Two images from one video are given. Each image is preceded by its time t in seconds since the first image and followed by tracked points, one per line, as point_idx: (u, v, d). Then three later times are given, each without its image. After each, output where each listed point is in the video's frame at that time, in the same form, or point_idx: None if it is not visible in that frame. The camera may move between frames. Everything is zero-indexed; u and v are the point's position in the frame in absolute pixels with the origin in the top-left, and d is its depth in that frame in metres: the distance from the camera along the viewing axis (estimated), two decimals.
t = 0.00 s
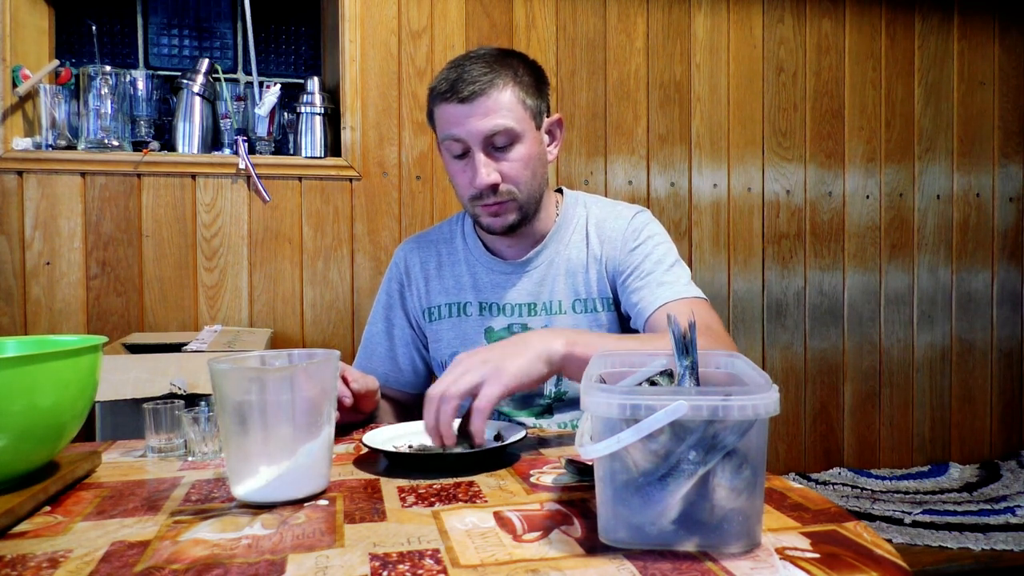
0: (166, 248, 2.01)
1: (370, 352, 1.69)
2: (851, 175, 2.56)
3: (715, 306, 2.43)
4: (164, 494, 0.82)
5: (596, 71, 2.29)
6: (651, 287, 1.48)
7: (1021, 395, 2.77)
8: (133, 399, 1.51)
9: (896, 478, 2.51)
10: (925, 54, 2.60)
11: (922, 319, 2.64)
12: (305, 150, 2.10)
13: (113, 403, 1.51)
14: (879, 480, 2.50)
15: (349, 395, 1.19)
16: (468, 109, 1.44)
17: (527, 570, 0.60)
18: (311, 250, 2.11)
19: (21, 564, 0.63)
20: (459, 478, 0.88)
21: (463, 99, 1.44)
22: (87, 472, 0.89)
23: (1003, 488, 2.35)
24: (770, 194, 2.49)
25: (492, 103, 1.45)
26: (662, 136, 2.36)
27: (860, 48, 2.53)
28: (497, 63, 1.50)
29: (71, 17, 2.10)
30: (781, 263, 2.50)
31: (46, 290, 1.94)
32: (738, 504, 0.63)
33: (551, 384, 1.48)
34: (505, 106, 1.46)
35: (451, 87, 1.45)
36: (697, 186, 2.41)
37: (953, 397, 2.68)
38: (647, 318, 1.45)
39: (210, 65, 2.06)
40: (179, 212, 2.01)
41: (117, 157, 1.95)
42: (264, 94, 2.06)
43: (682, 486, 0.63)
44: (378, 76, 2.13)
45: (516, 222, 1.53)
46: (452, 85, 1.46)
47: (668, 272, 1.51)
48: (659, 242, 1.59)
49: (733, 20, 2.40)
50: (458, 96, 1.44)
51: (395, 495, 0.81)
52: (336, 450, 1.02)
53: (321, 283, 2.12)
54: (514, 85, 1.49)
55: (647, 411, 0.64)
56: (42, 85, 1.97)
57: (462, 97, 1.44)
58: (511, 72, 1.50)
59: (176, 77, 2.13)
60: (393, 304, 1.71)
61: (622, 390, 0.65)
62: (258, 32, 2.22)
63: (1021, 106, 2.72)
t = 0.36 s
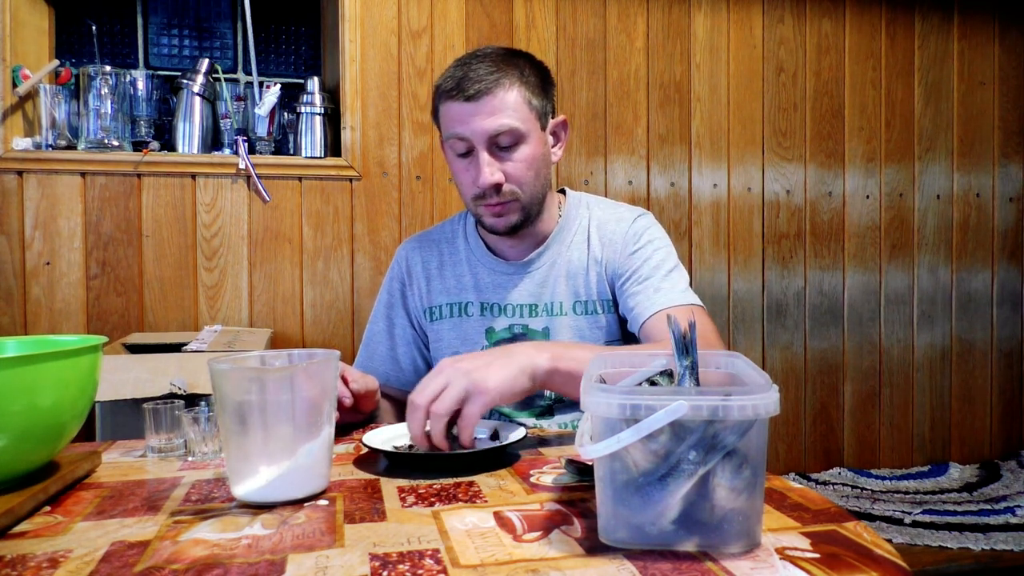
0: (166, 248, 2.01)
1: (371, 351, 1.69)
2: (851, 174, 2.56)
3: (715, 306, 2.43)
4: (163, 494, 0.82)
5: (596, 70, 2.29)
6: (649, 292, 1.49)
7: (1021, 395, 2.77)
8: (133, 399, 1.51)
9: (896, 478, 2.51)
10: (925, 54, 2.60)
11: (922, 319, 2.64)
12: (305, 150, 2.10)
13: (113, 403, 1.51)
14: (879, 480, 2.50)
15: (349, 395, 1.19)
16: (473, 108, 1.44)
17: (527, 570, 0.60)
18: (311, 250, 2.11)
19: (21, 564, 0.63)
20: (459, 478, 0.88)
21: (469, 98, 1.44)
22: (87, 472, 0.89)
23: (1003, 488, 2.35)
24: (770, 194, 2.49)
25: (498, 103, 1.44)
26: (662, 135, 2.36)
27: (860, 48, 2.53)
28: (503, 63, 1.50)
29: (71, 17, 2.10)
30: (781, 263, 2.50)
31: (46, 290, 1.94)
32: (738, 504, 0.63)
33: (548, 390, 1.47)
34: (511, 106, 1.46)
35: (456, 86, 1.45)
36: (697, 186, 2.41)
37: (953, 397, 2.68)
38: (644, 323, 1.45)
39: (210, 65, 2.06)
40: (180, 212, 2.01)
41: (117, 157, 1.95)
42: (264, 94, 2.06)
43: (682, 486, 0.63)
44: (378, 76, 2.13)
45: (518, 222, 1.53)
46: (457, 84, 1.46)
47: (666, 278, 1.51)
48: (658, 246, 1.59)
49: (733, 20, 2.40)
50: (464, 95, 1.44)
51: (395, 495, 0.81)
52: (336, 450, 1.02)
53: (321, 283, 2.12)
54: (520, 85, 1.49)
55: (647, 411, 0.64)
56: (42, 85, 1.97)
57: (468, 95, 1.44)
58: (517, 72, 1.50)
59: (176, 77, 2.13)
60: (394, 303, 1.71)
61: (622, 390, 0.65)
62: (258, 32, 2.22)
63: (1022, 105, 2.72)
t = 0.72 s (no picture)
0: (165, 248, 2.01)
1: (370, 353, 1.69)
2: (851, 174, 2.56)
3: (715, 306, 2.43)
4: (164, 494, 0.82)
5: (596, 71, 2.29)
6: (653, 290, 1.48)
7: (1021, 395, 2.77)
8: (133, 399, 1.51)
9: (896, 478, 2.51)
10: (925, 54, 2.60)
11: (922, 319, 2.64)
12: (305, 150, 2.10)
13: (113, 403, 1.51)
14: (879, 480, 2.49)
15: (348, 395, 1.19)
16: (472, 108, 1.44)
17: (527, 570, 0.60)
18: (311, 250, 2.11)
19: (21, 564, 0.63)
20: (459, 477, 0.88)
21: (468, 98, 1.44)
22: (87, 472, 0.89)
23: (1003, 488, 2.35)
24: (770, 194, 2.49)
25: (497, 103, 1.45)
26: (662, 136, 2.36)
27: (860, 48, 2.53)
28: (503, 63, 1.50)
29: (71, 17, 2.10)
30: (781, 263, 2.50)
31: (46, 290, 1.94)
32: (738, 504, 0.63)
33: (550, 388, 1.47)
34: (510, 106, 1.46)
35: (455, 86, 1.45)
36: (697, 186, 2.41)
37: (953, 397, 2.68)
38: (652, 321, 1.44)
39: (210, 65, 2.06)
40: (180, 212, 2.01)
41: (117, 157, 1.95)
42: (264, 94, 2.06)
43: (682, 486, 0.63)
44: (379, 76, 2.13)
45: (518, 223, 1.53)
46: (457, 84, 1.46)
47: (669, 275, 1.51)
48: (660, 244, 1.59)
49: (733, 20, 2.40)
50: (462, 95, 1.44)
51: (395, 495, 0.81)
52: (336, 450, 1.02)
53: (321, 283, 2.12)
54: (519, 86, 1.49)
55: (648, 411, 0.64)
56: (42, 85, 1.97)
57: (467, 95, 1.44)
58: (516, 72, 1.50)
59: (176, 77, 2.13)
60: (392, 304, 1.71)
61: (621, 390, 0.65)
62: (258, 32, 2.22)
63: (1022, 106, 2.72)
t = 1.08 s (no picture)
0: (166, 248, 2.01)
1: (371, 352, 1.69)
2: (851, 175, 2.56)
3: (715, 306, 2.43)
4: (163, 494, 0.82)
5: (596, 71, 2.28)
6: (651, 291, 1.48)
7: (1021, 395, 2.77)
8: (133, 399, 1.51)
9: (896, 478, 2.51)
10: (925, 54, 2.60)
11: (922, 319, 2.64)
12: (305, 150, 2.10)
13: (113, 403, 1.51)
14: (879, 480, 2.49)
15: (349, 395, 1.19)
16: (476, 109, 1.44)
17: (527, 570, 0.60)
18: (311, 250, 2.11)
19: (21, 564, 0.63)
20: (459, 477, 0.88)
21: (471, 99, 1.44)
22: (87, 472, 0.89)
23: (1003, 488, 2.35)
24: (770, 194, 2.49)
25: (501, 104, 1.44)
26: (662, 135, 2.36)
27: (860, 48, 2.53)
28: (506, 63, 1.50)
29: (71, 17, 2.10)
30: (781, 263, 2.50)
31: (46, 290, 1.94)
32: (738, 504, 0.63)
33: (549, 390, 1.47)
34: (513, 107, 1.46)
35: (460, 86, 1.45)
36: (697, 186, 2.41)
37: (953, 397, 2.68)
38: (646, 323, 1.45)
39: (210, 65, 2.06)
40: (180, 212, 2.01)
41: (117, 157, 1.95)
42: (264, 94, 2.06)
43: (682, 486, 0.63)
44: (379, 76, 2.13)
45: (519, 223, 1.53)
46: (460, 85, 1.45)
47: (669, 276, 1.51)
48: (659, 246, 1.58)
49: (733, 20, 2.40)
50: (466, 95, 1.44)
51: (395, 495, 0.81)
52: (336, 450, 1.02)
53: (321, 283, 2.12)
54: (522, 86, 1.49)
55: (648, 411, 0.64)
56: (42, 85, 1.97)
57: (471, 96, 1.44)
58: (519, 72, 1.50)
59: (176, 77, 2.13)
60: (393, 303, 1.71)
61: (622, 390, 0.65)
62: (258, 32, 2.22)
63: (1022, 106, 2.72)
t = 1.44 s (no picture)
0: (166, 248, 2.01)
1: (365, 346, 1.67)
2: (851, 175, 2.56)
3: (715, 306, 2.43)
4: (164, 494, 0.82)
5: (595, 71, 2.28)
6: (657, 294, 1.49)
7: (1021, 395, 2.77)
8: (133, 399, 1.51)
9: (896, 478, 2.51)
10: (925, 54, 2.60)
11: (922, 319, 2.64)
12: (305, 150, 2.10)
13: (113, 403, 1.51)
14: (879, 480, 2.49)
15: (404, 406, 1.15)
16: (478, 118, 1.43)
17: (527, 570, 0.60)
18: (311, 250, 2.11)
19: (21, 564, 0.63)
20: (459, 477, 0.88)
21: (474, 107, 1.43)
22: (87, 472, 0.89)
23: (1002, 488, 2.35)
24: (770, 194, 2.49)
25: (503, 113, 1.44)
26: (662, 135, 2.36)
27: (860, 48, 2.53)
28: (509, 69, 1.49)
29: (71, 17, 2.10)
30: (781, 263, 2.50)
31: (46, 290, 1.94)
32: (738, 504, 0.63)
33: (551, 388, 1.47)
34: (515, 115, 1.45)
35: (462, 94, 1.44)
36: (697, 186, 2.41)
37: (953, 397, 2.68)
38: (653, 326, 1.45)
39: (210, 65, 2.06)
40: (180, 212, 2.01)
41: (117, 157, 1.95)
42: (264, 94, 2.06)
43: (682, 486, 0.63)
44: (379, 76, 2.13)
45: (519, 227, 1.54)
46: (462, 92, 1.45)
47: (674, 280, 1.51)
48: (665, 249, 1.59)
49: (733, 20, 2.40)
50: (469, 104, 1.43)
51: (395, 495, 0.80)
52: (336, 450, 1.02)
53: (321, 283, 2.12)
54: (525, 94, 1.48)
55: (648, 411, 0.64)
56: (42, 85, 1.97)
57: (473, 105, 1.43)
58: (522, 79, 1.49)
59: (176, 77, 2.13)
60: (395, 298, 1.70)
61: (622, 390, 0.65)
62: (258, 32, 2.22)
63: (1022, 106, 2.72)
